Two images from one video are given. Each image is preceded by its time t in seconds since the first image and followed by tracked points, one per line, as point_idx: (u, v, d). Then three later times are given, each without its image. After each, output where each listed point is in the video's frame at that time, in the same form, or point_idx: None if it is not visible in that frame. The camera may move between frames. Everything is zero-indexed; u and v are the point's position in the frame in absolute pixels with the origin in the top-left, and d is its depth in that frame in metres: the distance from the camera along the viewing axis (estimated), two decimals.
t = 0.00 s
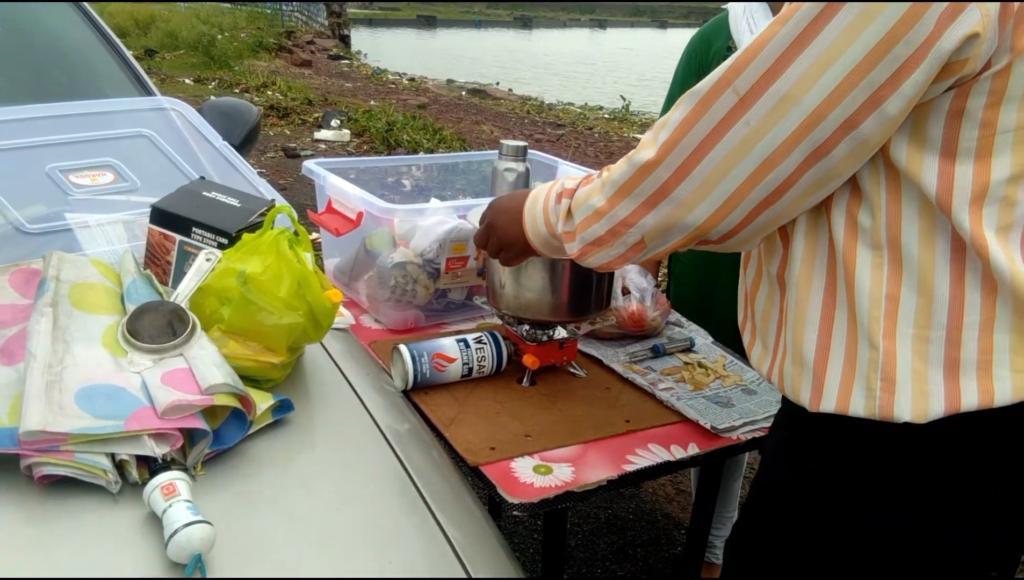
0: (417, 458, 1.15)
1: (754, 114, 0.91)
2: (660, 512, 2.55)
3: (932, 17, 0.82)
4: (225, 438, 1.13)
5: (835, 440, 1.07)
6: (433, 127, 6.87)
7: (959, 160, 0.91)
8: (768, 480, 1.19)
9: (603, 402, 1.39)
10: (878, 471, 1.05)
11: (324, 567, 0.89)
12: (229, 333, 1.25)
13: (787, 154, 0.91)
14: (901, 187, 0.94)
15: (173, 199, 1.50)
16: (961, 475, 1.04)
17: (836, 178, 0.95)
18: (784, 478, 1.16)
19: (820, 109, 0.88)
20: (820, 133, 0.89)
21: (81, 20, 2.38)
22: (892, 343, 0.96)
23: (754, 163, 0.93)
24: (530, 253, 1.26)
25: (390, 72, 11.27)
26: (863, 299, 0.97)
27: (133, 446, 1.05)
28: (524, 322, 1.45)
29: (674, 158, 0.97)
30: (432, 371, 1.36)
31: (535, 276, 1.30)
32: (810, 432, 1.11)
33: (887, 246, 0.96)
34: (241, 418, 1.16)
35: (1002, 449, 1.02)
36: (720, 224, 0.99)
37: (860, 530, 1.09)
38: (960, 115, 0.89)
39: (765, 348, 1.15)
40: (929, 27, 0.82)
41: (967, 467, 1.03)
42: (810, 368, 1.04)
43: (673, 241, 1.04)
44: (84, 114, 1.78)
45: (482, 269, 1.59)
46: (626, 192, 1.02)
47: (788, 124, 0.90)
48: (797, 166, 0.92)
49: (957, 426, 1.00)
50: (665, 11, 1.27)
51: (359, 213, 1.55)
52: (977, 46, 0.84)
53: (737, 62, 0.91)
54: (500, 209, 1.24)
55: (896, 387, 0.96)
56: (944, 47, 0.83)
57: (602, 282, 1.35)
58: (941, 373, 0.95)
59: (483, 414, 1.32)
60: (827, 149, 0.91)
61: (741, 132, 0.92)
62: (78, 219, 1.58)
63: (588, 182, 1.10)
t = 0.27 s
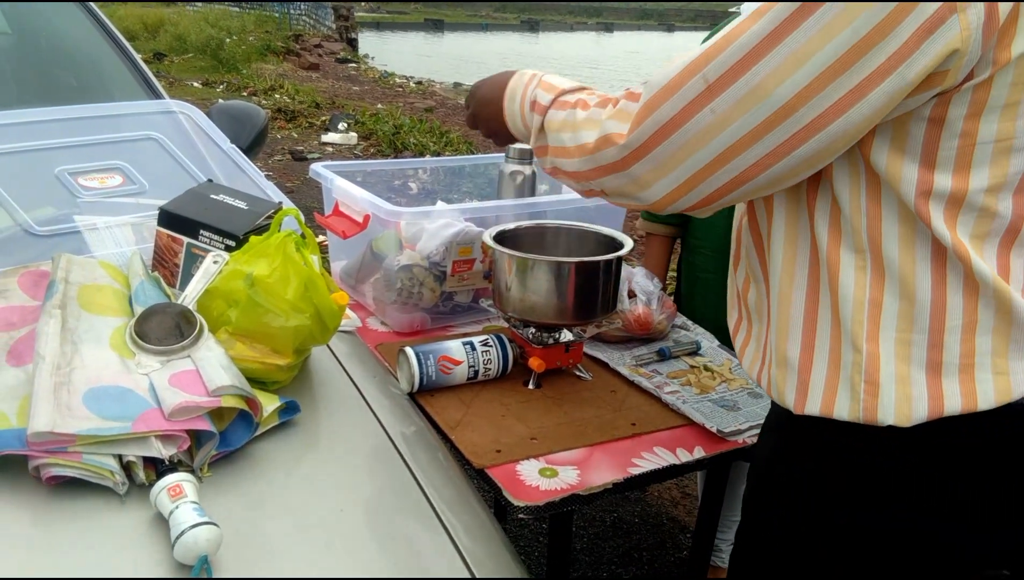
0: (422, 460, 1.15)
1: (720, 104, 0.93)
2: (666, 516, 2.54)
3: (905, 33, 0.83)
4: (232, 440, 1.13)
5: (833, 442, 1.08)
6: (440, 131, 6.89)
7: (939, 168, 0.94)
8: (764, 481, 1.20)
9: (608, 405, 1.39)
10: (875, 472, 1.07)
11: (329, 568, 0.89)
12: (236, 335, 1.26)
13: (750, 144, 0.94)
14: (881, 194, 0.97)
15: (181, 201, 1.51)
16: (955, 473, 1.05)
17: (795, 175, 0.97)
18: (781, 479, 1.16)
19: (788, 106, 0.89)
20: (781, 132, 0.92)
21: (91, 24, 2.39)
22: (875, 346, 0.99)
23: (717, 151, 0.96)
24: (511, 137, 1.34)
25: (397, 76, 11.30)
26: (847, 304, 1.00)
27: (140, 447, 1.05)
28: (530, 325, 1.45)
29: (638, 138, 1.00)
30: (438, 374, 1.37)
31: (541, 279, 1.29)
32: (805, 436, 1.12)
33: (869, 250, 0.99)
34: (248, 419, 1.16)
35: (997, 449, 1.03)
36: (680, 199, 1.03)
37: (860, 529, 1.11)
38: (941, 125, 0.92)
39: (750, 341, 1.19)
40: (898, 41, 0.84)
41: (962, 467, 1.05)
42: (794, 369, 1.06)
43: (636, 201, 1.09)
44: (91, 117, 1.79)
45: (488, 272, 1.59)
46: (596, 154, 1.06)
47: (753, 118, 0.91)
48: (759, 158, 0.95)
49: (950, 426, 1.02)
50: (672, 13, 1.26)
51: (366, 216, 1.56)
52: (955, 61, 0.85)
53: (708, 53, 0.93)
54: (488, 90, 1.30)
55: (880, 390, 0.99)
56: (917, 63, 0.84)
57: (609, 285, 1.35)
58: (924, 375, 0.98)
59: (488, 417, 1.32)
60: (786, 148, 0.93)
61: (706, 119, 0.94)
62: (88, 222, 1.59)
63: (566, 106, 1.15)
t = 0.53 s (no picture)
0: (434, 462, 1.15)
1: (731, 128, 0.92)
2: (679, 520, 2.54)
3: (917, 47, 0.83)
4: (246, 440, 1.14)
5: (833, 456, 1.10)
6: (452, 132, 6.90)
7: (941, 181, 0.94)
8: (768, 492, 1.22)
9: (620, 407, 1.39)
10: (874, 485, 1.08)
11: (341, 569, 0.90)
12: (249, 335, 1.26)
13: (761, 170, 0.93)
14: (877, 213, 0.98)
15: (196, 203, 1.52)
16: (955, 484, 1.05)
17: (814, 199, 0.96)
18: (784, 490, 1.18)
19: (798, 129, 0.89)
20: (795, 155, 0.91)
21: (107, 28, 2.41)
22: (871, 360, 0.99)
23: (731, 178, 0.95)
24: (531, 190, 1.32)
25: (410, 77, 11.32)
26: (843, 318, 1.01)
27: (155, 447, 1.06)
28: (542, 327, 1.45)
29: (650, 169, 0.99)
30: (450, 376, 1.37)
31: (553, 281, 1.30)
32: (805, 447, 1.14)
33: (865, 264, 1.00)
34: (262, 420, 1.17)
35: (996, 458, 1.03)
36: (697, 230, 1.02)
37: (864, 543, 1.12)
38: (944, 138, 0.92)
39: (749, 351, 1.20)
40: (910, 56, 0.83)
41: (961, 478, 1.04)
42: (793, 381, 1.08)
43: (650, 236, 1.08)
44: (108, 119, 1.81)
45: (500, 274, 1.59)
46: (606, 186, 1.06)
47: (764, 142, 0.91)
48: (774, 185, 0.94)
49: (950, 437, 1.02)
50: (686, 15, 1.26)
51: (378, 218, 1.56)
52: (964, 78, 0.85)
53: (715, 79, 0.92)
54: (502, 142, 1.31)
55: (876, 404, 0.99)
56: (931, 75, 0.84)
57: (621, 289, 1.35)
58: (921, 389, 0.98)
59: (501, 419, 1.32)
60: (803, 171, 0.92)
61: (718, 146, 0.94)
62: (104, 223, 1.61)
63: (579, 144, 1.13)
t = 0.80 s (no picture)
0: (443, 465, 1.15)
1: (738, 161, 0.94)
2: (687, 524, 2.53)
3: (909, 56, 0.83)
4: (255, 442, 1.15)
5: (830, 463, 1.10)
6: (462, 136, 6.92)
7: (937, 190, 0.94)
8: (766, 499, 1.23)
9: (629, 411, 1.39)
10: (871, 493, 1.08)
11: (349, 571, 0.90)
12: (259, 339, 1.27)
13: (777, 199, 0.94)
14: (872, 225, 0.98)
15: (206, 207, 1.53)
16: (952, 492, 1.05)
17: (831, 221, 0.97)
18: (782, 499, 1.18)
19: (806, 151, 0.90)
20: (806, 176, 0.92)
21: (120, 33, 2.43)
22: (865, 372, 1.00)
23: (743, 207, 0.96)
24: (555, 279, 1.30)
25: (420, 82, 11.35)
26: (837, 329, 1.02)
27: (164, 449, 1.07)
28: (550, 331, 1.45)
29: (665, 207, 1.01)
30: (458, 379, 1.37)
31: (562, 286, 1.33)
32: (801, 454, 1.14)
33: (858, 276, 1.00)
34: (271, 422, 1.17)
35: (991, 466, 1.03)
36: (719, 268, 1.02)
37: (861, 549, 1.11)
38: (938, 148, 0.92)
39: (748, 358, 1.21)
40: (906, 65, 0.84)
41: (958, 485, 1.04)
42: (792, 389, 1.09)
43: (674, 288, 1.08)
44: (120, 123, 1.83)
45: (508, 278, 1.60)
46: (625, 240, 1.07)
47: (775, 169, 0.93)
48: (790, 214, 0.95)
49: (947, 445, 1.02)
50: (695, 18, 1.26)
51: (387, 222, 1.57)
52: (952, 87, 0.85)
53: (717, 112, 0.95)
54: (522, 235, 1.31)
55: (871, 416, 1.00)
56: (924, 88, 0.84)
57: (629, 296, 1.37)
58: (916, 399, 0.98)
59: (510, 423, 1.32)
60: (816, 192, 0.93)
61: (727, 178, 0.96)
62: (116, 226, 1.62)
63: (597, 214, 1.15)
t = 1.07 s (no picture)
0: (450, 471, 1.15)
1: (725, 166, 0.95)
2: (694, 532, 2.52)
3: (893, 65, 0.85)
4: (263, 448, 1.15)
5: (828, 469, 1.10)
6: (468, 143, 6.94)
7: (928, 197, 0.94)
8: (768, 506, 1.23)
9: (635, 418, 1.39)
10: (869, 501, 1.08)
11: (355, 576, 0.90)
12: (267, 344, 1.28)
13: (764, 204, 0.95)
14: (867, 232, 0.99)
15: (215, 213, 1.54)
16: (951, 499, 1.05)
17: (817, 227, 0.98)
18: (783, 506, 1.19)
19: (792, 156, 0.91)
20: (792, 183, 0.93)
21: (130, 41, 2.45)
22: (862, 379, 1.00)
23: (732, 213, 0.97)
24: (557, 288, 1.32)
25: (426, 89, 11.38)
26: (833, 336, 1.02)
27: (172, 454, 1.07)
28: (557, 337, 1.45)
29: (653, 212, 1.02)
30: (465, 385, 1.38)
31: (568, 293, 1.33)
32: (801, 463, 1.14)
33: (854, 283, 1.01)
34: (278, 427, 1.18)
35: (991, 474, 1.03)
36: (708, 272, 1.03)
37: (859, 558, 1.11)
38: (929, 154, 0.92)
39: (748, 366, 1.21)
40: (891, 72, 0.85)
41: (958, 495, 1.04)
42: (792, 396, 1.10)
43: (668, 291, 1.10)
44: (129, 130, 1.84)
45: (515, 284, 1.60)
46: (615, 247, 1.08)
47: (761, 174, 0.93)
48: (777, 217, 0.96)
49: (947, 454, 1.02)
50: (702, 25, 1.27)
51: (395, 228, 1.58)
52: (937, 96, 0.86)
53: (704, 119, 0.95)
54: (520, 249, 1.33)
55: (868, 423, 1.00)
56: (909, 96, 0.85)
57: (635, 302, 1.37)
58: (914, 407, 0.98)
59: (516, 428, 1.33)
60: (803, 198, 0.94)
61: (715, 184, 0.96)
62: (125, 232, 1.63)
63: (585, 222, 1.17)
